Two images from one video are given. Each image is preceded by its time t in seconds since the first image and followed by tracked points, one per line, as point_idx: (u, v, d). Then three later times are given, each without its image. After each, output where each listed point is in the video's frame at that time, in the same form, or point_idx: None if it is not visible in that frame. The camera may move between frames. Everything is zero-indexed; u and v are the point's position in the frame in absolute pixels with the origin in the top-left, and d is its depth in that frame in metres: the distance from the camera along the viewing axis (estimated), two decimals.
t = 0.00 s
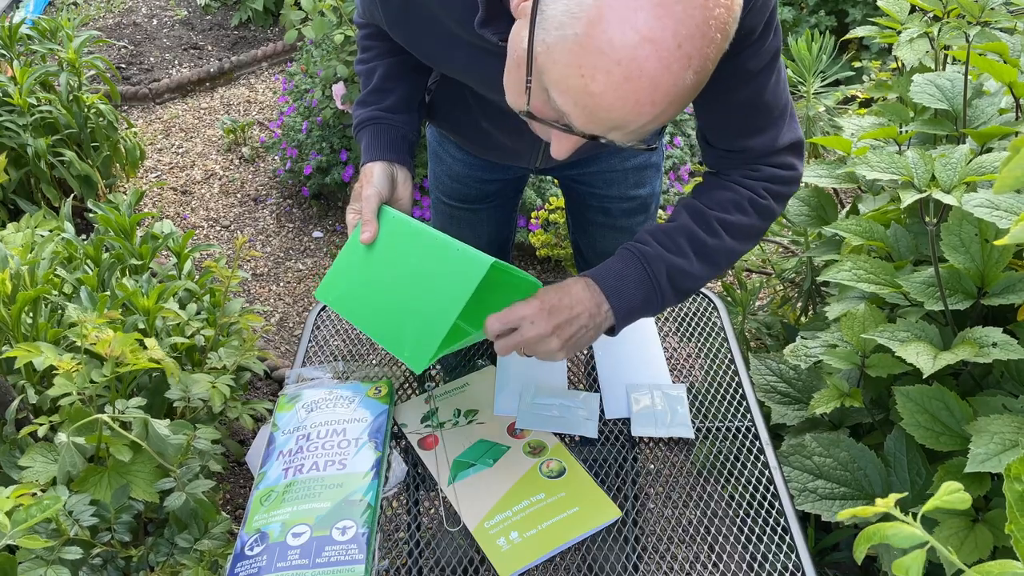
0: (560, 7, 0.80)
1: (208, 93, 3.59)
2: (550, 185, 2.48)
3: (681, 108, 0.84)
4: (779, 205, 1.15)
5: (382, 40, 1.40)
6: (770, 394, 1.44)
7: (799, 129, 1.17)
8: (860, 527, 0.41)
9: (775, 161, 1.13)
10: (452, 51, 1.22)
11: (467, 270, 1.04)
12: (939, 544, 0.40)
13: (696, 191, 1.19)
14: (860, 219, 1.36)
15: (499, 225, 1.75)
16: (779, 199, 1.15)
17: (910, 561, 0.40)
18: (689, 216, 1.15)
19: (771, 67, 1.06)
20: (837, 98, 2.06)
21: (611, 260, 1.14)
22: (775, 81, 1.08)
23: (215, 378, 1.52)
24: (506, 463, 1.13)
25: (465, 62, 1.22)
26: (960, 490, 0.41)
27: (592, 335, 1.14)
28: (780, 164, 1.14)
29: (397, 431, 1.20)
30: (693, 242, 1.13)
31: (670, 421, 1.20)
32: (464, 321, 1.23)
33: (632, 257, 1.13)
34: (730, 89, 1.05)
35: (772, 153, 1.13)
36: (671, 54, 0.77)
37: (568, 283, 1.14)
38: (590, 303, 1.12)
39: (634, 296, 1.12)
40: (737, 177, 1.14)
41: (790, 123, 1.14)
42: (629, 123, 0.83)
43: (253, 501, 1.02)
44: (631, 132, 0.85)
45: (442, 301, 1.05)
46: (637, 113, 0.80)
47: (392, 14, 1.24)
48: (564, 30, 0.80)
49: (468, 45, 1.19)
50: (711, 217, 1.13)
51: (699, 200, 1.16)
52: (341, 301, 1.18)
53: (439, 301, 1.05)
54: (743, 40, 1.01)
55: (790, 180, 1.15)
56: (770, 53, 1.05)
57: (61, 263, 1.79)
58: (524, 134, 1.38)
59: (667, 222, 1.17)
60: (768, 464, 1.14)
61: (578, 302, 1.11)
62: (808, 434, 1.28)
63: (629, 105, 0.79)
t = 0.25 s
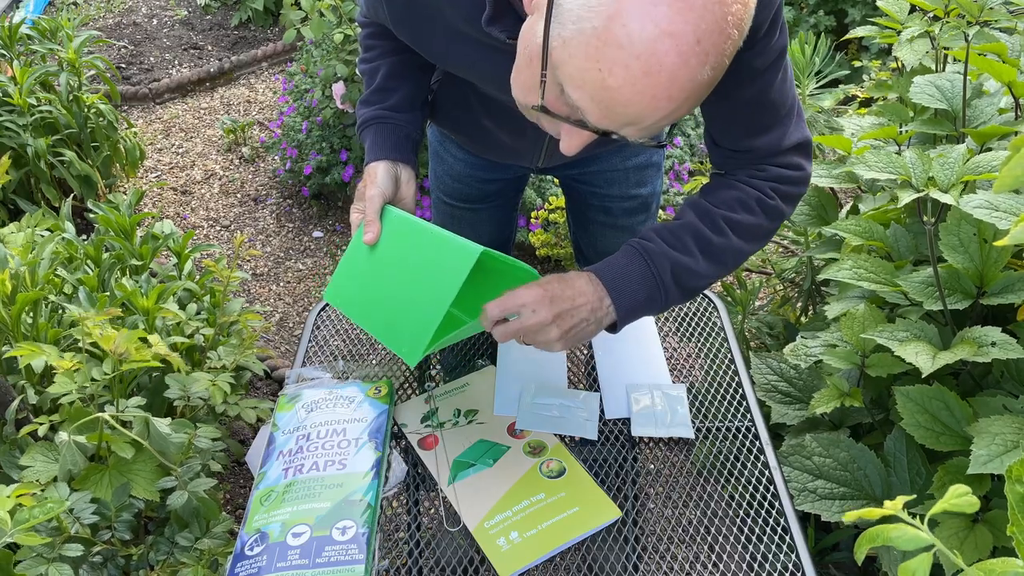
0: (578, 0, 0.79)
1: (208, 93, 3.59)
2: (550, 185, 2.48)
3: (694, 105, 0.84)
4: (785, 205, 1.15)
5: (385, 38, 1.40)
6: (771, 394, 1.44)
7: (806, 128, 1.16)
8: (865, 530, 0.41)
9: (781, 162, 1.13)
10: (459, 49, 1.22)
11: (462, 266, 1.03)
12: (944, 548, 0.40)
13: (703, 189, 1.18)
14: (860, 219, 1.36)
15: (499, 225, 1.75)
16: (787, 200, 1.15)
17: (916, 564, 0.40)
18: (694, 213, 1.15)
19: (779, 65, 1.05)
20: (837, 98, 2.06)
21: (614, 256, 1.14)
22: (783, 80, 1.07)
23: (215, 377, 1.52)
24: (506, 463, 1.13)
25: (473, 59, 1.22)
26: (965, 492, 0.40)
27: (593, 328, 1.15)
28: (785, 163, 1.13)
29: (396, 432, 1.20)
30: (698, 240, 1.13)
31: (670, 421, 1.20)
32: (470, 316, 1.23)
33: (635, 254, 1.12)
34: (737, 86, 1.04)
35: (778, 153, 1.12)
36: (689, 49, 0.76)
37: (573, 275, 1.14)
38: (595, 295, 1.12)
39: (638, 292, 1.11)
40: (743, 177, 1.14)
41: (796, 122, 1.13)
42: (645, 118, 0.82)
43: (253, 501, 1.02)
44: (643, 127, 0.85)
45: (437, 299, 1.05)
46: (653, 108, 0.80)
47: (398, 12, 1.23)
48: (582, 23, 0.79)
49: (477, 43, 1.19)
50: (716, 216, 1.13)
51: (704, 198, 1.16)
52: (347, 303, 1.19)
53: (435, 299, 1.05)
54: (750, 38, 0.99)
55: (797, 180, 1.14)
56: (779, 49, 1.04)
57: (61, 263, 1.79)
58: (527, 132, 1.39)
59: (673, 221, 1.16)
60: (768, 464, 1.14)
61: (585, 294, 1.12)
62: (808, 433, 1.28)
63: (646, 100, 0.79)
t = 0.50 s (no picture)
0: None
1: (208, 93, 3.59)
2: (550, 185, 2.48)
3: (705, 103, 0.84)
4: (783, 211, 1.15)
5: (388, 38, 1.39)
6: (770, 394, 1.44)
7: (805, 131, 1.16)
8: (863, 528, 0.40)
9: (779, 166, 1.13)
10: (462, 47, 1.22)
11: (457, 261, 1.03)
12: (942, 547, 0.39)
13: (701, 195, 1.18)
14: (860, 219, 1.36)
15: (500, 225, 1.75)
16: (785, 204, 1.15)
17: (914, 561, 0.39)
18: (695, 223, 1.15)
19: (779, 67, 1.04)
20: (837, 98, 2.06)
21: (614, 266, 1.14)
22: (782, 82, 1.07)
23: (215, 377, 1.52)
24: (506, 463, 1.13)
25: (478, 58, 1.21)
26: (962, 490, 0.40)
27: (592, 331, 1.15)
28: (784, 167, 1.13)
29: (396, 432, 1.20)
30: (699, 252, 1.14)
31: (670, 421, 1.20)
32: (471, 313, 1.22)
33: (636, 265, 1.12)
34: (737, 88, 1.04)
35: (776, 155, 1.12)
36: (705, 45, 0.76)
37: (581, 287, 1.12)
38: (595, 313, 1.13)
39: (638, 304, 1.12)
40: (742, 182, 1.14)
41: (795, 124, 1.13)
42: (658, 115, 0.82)
43: (253, 501, 1.02)
44: (653, 125, 0.84)
45: (433, 295, 1.04)
46: (667, 104, 0.80)
47: (402, 11, 1.23)
48: (596, 18, 0.78)
49: (482, 42, 1.19)
50: (716, 225, 1.13)
51: (703, 205, 1.16)
52: (352, 303, 1.19)
53: (431, 295, 1.05)
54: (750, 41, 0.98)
55: (795, 184, 1.14)
56: (779, 52, 1.03)
57: (61, 263, 1.79)
58: (529, 131, 1.39)
59: (672, 229, 1.16)
60: (768, 464, 1.14)
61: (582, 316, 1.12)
62: (807, 433, 1.28)
63: (661, 96, 0.79)
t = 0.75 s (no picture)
0: None
1: (208, 93, 3.59)
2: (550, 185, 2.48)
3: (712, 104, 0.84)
4: (777, 223, 1.16)
5: (390, 39, 1.39)
6: (770, 394, 1.44)
7: (799, 136, 1.16)
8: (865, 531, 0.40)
9: (773, 173, 1.13)
10: (463, 48, 1.22)
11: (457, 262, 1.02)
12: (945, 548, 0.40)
13: (695, 212, 1.18)
14: (860, 219, 1.36)
15: (500, 225, 1.75)
16: (778, 215, 1.15)
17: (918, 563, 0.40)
18: (691, 248, 1.14)
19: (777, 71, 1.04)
20: (837, 98, 2.06)
21: (610, 292, 1.14)
22: (779, 87, 1.06)
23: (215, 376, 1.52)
24: (506, 464, 1.13)
25: (480, 58, 1.21)
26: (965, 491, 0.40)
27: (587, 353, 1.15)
28: (777, 175, 1.13)
29: (396, 432, 1.20)
30: (696, 277, 1.14)
31: (670, 421, 1.20)
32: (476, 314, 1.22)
33: (635, 295, 1.12)
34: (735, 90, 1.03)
35: (771, 161, 1.12)
36: (715, 46, 0.76)
37: (584, 334, 1.12)
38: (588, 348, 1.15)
39: (636, 331, 1.13)
40: (737, 196, 1.14)
41: (790, 130, 1.13)
42: (666, 115, 0.82)
43: (253, 501, 1.02)
44: (660, 124, 0.84)
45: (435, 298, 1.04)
46: (676, 105, 0.80)
47: (404, 11, 1.23)
48: (605, 19, 0.78)
49: (483, 42, 1.19)
50: (713, 249, 1.13)
51: (698, 226, 1.15)
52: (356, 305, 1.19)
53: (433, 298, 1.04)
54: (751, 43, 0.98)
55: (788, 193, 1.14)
56: (778, 56, 1.03)
57: (61, 263, 1.79)
58: (530, 131, 1.39)
59: (669, 252, 1.14)
60: (768, 464, 1.14)
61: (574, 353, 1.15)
62: (807, 433, 1.28)
63: (670, 96, 0.79)
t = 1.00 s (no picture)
0: (607, 4, 0.78)
1: (208, 93, 3.59)
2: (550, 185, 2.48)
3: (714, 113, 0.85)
4: (771, 226, 1.16)
5: (390, 40, 1.39)
6: (770, 394, 1.44)
7: (797, 142, 1.16)
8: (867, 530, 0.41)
9: (769, 178, 1.13)
10: (463, 49, 1.22)
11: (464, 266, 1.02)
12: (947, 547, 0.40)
13: (689, 211, 1.18)
14: (860, 219, 1.36)
15: (500, 225, 1.75)
16: (772, 219, 1.15)
17: (919, 563, 0.40)
18: (683, 244, 1.15)
19: (775, 78, 1.03)
20: (837, 98, 2.06)
21: (600, 286, 1.14)
22: (777, 92, 1.06)
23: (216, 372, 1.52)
24: (506, 464, 1.13)
25: (482, 61, 1.22)
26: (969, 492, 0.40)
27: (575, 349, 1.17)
28: (773, 181, 1.13)
29: (397, 431, 1.20)
30: (685, 273, 1.14)
31: (670, 421, 1.20)
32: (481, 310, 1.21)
33: (624, 287, 1.13)
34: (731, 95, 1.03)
35: (766, 166, 1.12)
36: (719, 56, 0.77)
37: (566, 322, 1.12)
38: (575, 342, 1.15)
39: (622, 325, 1.13)
40: (731, 198, 1.14)
41: (788, 136, 1.13)
42: (669, 123, 0.82)
43: (253, 501, 1.02)
44: (662, 131, 0.85)
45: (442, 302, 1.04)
46: (679, 113, 0.80)
47: (404, 11, 1.23)
48: (611, 27, 0.77)
49: (484, 44, 1.19)
50: (705, 247, 1.13)
51: (692, 225, 1.16)
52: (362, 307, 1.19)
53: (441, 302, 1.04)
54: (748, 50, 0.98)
55: (783, 199, 1.14)
56: (775, 62, 1.03)
57: (61, 262, 1.79)
58: (530, 133, 1.39)
59: (661, 249, 1.15)
60: (768, 464, 1.14)
61: (560, 348, 1.15)
62: (807, 433, 1.28)
63: (675, 105, 0.79)
